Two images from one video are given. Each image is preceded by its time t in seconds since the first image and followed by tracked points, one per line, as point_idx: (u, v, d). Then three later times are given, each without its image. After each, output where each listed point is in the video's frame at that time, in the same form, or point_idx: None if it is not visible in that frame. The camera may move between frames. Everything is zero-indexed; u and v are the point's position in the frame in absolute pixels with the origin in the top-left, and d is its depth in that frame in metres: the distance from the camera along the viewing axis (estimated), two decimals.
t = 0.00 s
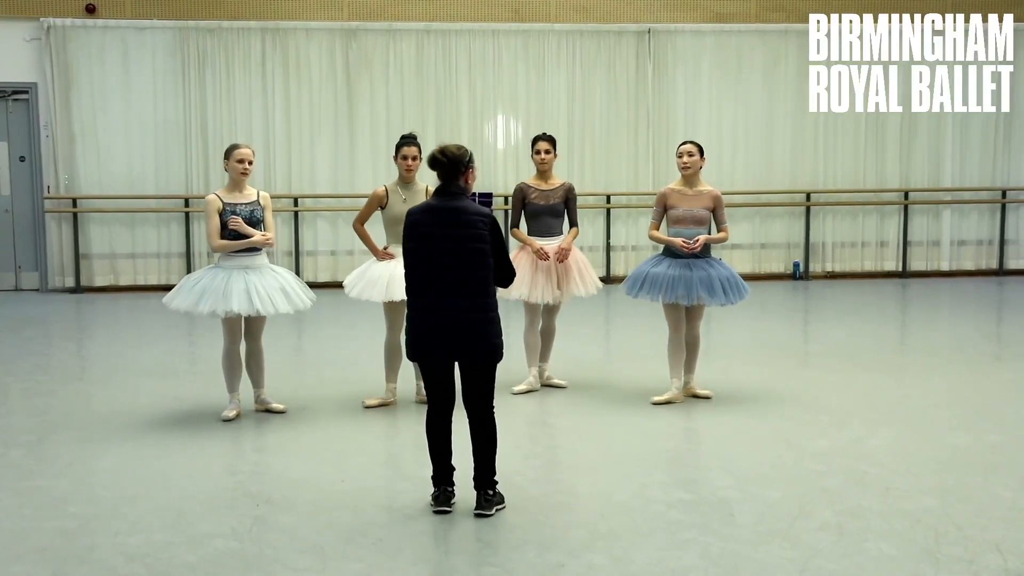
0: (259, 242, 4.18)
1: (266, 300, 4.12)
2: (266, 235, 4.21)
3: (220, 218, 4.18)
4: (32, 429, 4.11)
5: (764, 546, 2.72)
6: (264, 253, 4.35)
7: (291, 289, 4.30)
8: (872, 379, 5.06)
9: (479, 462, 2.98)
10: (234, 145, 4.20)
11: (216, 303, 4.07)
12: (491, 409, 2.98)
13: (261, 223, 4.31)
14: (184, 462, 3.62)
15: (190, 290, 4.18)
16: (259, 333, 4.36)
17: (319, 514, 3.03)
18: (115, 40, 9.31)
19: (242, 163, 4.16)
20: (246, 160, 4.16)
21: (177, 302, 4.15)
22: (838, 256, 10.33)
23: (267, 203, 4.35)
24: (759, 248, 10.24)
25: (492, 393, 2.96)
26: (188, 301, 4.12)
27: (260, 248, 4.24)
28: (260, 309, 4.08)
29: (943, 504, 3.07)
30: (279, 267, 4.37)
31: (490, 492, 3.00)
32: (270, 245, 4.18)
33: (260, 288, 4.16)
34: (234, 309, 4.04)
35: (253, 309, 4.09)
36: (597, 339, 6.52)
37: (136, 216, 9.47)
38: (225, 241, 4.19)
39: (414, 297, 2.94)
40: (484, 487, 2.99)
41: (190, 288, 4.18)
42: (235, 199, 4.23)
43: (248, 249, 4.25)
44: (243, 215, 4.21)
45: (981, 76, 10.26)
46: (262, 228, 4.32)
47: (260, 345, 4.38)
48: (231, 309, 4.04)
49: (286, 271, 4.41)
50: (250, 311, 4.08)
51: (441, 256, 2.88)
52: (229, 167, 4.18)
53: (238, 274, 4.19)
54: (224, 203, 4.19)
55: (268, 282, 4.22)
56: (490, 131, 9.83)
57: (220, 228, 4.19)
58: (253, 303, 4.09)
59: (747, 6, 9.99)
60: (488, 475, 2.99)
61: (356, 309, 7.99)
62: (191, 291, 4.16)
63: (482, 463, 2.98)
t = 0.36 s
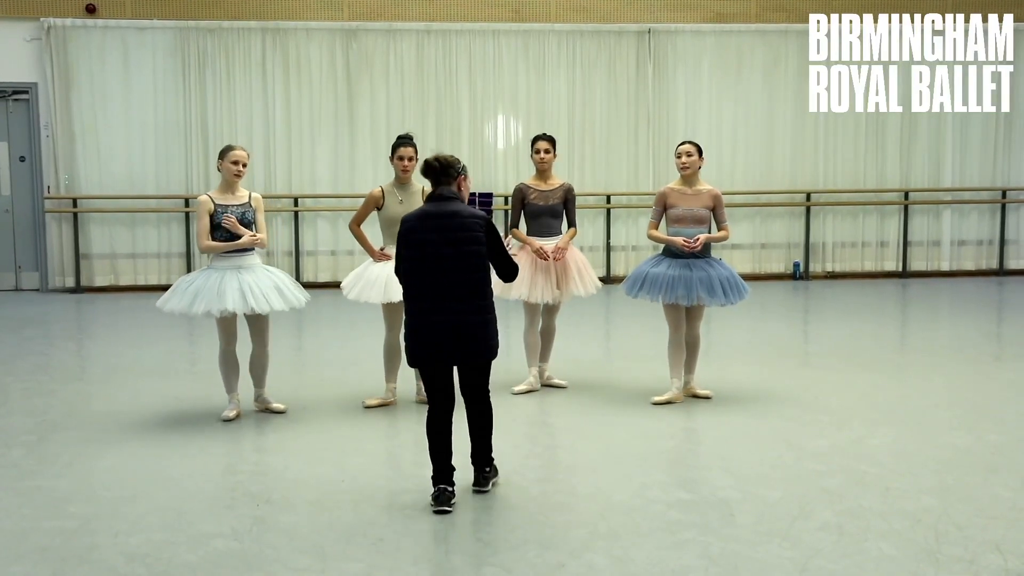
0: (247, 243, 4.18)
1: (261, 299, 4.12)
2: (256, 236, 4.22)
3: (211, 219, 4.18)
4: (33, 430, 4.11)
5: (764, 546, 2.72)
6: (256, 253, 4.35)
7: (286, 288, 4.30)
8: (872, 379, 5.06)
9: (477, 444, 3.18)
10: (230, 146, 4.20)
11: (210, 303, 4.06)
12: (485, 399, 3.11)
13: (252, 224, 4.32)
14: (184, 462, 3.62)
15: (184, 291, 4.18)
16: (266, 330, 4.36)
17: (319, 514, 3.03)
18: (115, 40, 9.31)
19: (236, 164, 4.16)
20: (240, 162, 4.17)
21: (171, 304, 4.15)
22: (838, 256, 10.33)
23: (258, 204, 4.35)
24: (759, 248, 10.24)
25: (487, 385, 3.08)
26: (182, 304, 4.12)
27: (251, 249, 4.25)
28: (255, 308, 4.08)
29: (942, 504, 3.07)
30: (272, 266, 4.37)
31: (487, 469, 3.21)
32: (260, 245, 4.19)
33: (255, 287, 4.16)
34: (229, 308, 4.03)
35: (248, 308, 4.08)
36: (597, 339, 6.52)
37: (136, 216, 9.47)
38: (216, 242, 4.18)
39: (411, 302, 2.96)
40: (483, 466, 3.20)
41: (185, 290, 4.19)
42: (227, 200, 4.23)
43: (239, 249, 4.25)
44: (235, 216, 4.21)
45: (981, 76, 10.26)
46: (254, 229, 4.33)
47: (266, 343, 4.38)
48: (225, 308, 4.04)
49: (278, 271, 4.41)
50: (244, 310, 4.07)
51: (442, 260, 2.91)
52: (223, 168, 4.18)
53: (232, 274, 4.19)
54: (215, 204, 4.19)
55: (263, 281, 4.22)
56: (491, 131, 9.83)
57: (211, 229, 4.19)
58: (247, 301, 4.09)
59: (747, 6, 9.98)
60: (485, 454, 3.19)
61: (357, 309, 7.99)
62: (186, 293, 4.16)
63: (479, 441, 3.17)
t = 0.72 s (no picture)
0: (251, 242, 4.19)
1: (261, 299, 4.12)
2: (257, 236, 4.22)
3: (211, 218, 4.16)
4: (32, 430, 4.11)
5: (764, 546, 2.72)
6: (254, 253, 4.35)
7: (286, 287, 4.29)
8: (872, 379, 5.06)
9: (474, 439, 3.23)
10: (228, 146, 4.20)
11: (211, 306, 4.06)
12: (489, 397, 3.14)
13: (251, 224, 4.31)
14: (184, 462, 3.62)
15: (184, 294, 4.18)
16: (270, 332, 4.30)
17: (319, 514, 3.03)
18: (115, 40, 9.31)
19: (236, 164, 4.17)
20: (240, 162, 4.18)
21: (171, 307, 4.14)
22: (837, 256, 10.33)
23: (256, 204, 4.33)
24: (759, 248, 10.24)
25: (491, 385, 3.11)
26: (182, 306, 4.12)
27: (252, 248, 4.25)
28: (256, 309, 4.08)
29: (942, 504, 3.07)
30: (271, 265, 4.37)
31: (481, 466, 3.29)
32: (264, 246, 4.21)
33: (255, 287, 4.16)
34: (230, 310, 4.03)
35: (249, 309, 4.08)
36: (597, 339, 6.52)
37: (136, 216, 9.47)
38: (218, 241, 4.17)
39: (421, 300, 2.99)
40: (478, 462, 3.27)
41: (184, 292, 4.18)
42: (226, 199, 4.23)
43: (239, 249, 4.25)
44: (234, 215, 4.21)
45: (981, 76, 10.26)
46: (252, 229, 4.31)
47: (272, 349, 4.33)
48: (227, 310, 4.04)
49: (277, 268, 4.40)
50: (246, 311, 4.07)
51: (452, 259, 2.93)
52: (221, 168, 4.18)
53: (232, 274, 4.19)
54: (215, 204, 4.19)
55: (263, 281, 4.22)
56: (490, 131, 9.83)
57: (212, 228, 4.18)
58: (248, 302, 4.08)
59: (747, 6, 9.98)
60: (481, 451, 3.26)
61: (357, 309, 7.99)
62: (186, 295, 4.16)
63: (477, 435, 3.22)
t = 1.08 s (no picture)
0: (263, 241, 4.18)
1: (271, 302, 4.12)
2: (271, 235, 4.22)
3: (224, 218, 4.18)
4: (33, 429, 4.11)
5: (764, 546, 2.72)
6: (267, 254, 4.35)
7: (296, 290, 4.29)
8: (872, 379, 5.06)
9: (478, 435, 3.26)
10: (240, 146, 4.20)
11: (220, 306, 4.06)
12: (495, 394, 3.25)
13: (265, 223, 4.32)
14: (183, 462, 3.62)
15: (194, 292, 4.17)
16: (275, 336, 4.28)
17: (319, 514, 3.03)
18: (114, 40, 9.31)
19: (248, 163, 4.17)
20: (252, 161, 4.17)
21: (180, 305, 4.14)
22: (837, 256, 10.33)
23: (269, 203, 4.35)
24: (759, 248, 10.24)
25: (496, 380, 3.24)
26: (191, 304, 4.12)
27: (264, 247, 4.24)
28: (265, 311, 4.08)
29: (943, 503, 3.07)
30: (282, 266, 4.36)
31: (482, 466, 3.30)
32: (276, 244, 4.19)
33: (265, 290, 4.15)
34: (240, 312, 4.03)
35: (258, 310, 4.08)
36: (597, 339, 6.52)
37: (136, 216, 9.47)
38: (231, 241, 4.18)
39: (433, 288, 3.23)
40: (478, 462, 3.29)
41: (194, 290, 4.18)
42: (239, 199, 4.23)
43: (251, 249, 4.25)
44: (247, 215, 4.22)
45: (981, 76, 10.26)
46: (265, 228, 4.32)
47: (276, 351, 4.30)
48: (236, 312, 4.04)
49: (289, 270, 4.40)
50: (254, 313, 4.07)
51: (459, 251, 3.15)
52: (234, 168, 4.18)
53: (243, 275, 4.18)
54: (227, 203, 4.20)
55: (274, 283, 4.22)
56: (490, 131, 9.83)
57: (225, 228, 4.19)
58: (258, 304, 4.08)
59: (747, 6, 9.98)
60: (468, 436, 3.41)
61: (358, 309, 7.99)
62: (195, 293, 4.16)
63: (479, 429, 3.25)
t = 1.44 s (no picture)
0: (281, 240, 4.20)
1: (291, 300, 4.12)
2: (291, 234, 4.24)
3: (244, 218, 4.17)
4: (33, 430, 4.11)
5: (764, 546, 2.72)
6: (287, 253, 4.36)
7: (319, 288, 4.28)
8: (872, 379, 5.06)
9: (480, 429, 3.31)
10: (260, 146, 4.23)
11: (240, 306, 4.06)
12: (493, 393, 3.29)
13: (285, 224, 4.33)
14: (184, 462, 3.62)
15: (216, 293, 4.19)
16: (286, 334, 4.28)
17: (320, 514, 3.03)
18: (114, 40, 9.31)
19: (269, 163, 4.19)
20: (272, 161, 4.20)
21: (202, 306, 4.15)
22: (838, 256, 10.33)
23: (291, 204, 4.36)
24: (759, 248, 10.24)
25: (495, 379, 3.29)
26: (213, 304, 4.13)
27: (285, 247, 4.26)
28: (284, 309, 4.08)
29: (943, 504, 3.07)
30: (305, 266, 4.37)
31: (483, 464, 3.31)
32: (295, 243, 4.23)
33: (285, 288, 4.16)
34: (258, 310, 4.03)
35: (278, 309, 4.08)
36: (597, 339, 6.52)
37: (136, 216, 9.46)
38: (250, 241, 4.18)
39: (436, 288, 3.28)
40: (477, 457, 3.30)
41: (216, 292, 4.19)
42: (260, 199, 4.24)
43: (271, 248, 4.26)
44: (268, 215, 4.23)
45: (981, 76, 10.26)
46: (287, 228, 4.33)
47: (282, 350, 4.30)
48: (256, 310, 4.04)
49: (312, 269, 4.41)
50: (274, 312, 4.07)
51: (464, 251, 3.22)
52: (255, 168, 4.21)
53: (263, 276, 4.20)
54: (247, 203, 4.19)
55: (295, 282, 4.22)
56: (491, 131, 9.83)
57: (244, 229, 4.18)
58: (277, 303, 4.09)
59: (746, 6, 9.98)
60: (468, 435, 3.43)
61: (358, 309, 7.98)
62: (218, 294, 4.17)
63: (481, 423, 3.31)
